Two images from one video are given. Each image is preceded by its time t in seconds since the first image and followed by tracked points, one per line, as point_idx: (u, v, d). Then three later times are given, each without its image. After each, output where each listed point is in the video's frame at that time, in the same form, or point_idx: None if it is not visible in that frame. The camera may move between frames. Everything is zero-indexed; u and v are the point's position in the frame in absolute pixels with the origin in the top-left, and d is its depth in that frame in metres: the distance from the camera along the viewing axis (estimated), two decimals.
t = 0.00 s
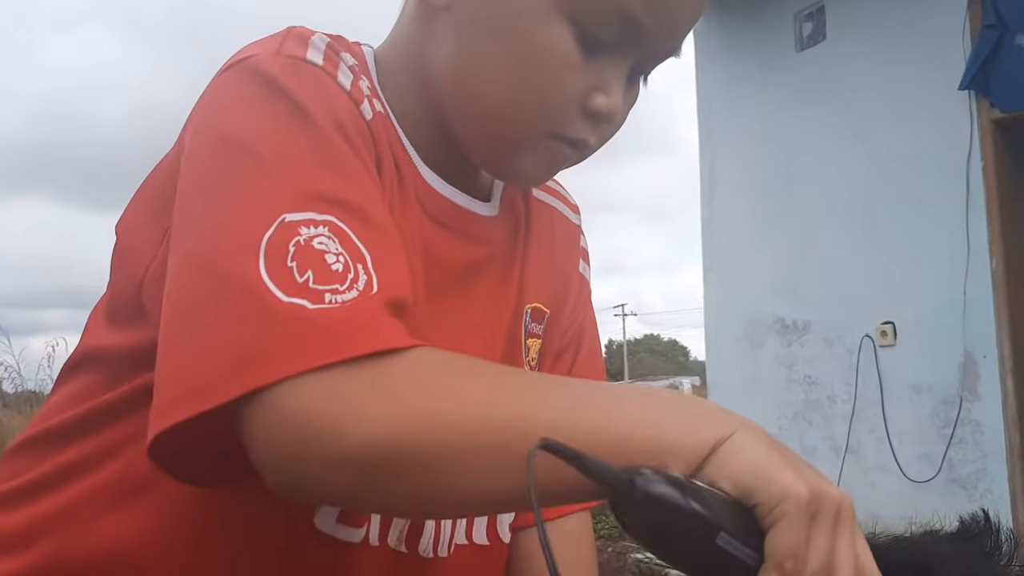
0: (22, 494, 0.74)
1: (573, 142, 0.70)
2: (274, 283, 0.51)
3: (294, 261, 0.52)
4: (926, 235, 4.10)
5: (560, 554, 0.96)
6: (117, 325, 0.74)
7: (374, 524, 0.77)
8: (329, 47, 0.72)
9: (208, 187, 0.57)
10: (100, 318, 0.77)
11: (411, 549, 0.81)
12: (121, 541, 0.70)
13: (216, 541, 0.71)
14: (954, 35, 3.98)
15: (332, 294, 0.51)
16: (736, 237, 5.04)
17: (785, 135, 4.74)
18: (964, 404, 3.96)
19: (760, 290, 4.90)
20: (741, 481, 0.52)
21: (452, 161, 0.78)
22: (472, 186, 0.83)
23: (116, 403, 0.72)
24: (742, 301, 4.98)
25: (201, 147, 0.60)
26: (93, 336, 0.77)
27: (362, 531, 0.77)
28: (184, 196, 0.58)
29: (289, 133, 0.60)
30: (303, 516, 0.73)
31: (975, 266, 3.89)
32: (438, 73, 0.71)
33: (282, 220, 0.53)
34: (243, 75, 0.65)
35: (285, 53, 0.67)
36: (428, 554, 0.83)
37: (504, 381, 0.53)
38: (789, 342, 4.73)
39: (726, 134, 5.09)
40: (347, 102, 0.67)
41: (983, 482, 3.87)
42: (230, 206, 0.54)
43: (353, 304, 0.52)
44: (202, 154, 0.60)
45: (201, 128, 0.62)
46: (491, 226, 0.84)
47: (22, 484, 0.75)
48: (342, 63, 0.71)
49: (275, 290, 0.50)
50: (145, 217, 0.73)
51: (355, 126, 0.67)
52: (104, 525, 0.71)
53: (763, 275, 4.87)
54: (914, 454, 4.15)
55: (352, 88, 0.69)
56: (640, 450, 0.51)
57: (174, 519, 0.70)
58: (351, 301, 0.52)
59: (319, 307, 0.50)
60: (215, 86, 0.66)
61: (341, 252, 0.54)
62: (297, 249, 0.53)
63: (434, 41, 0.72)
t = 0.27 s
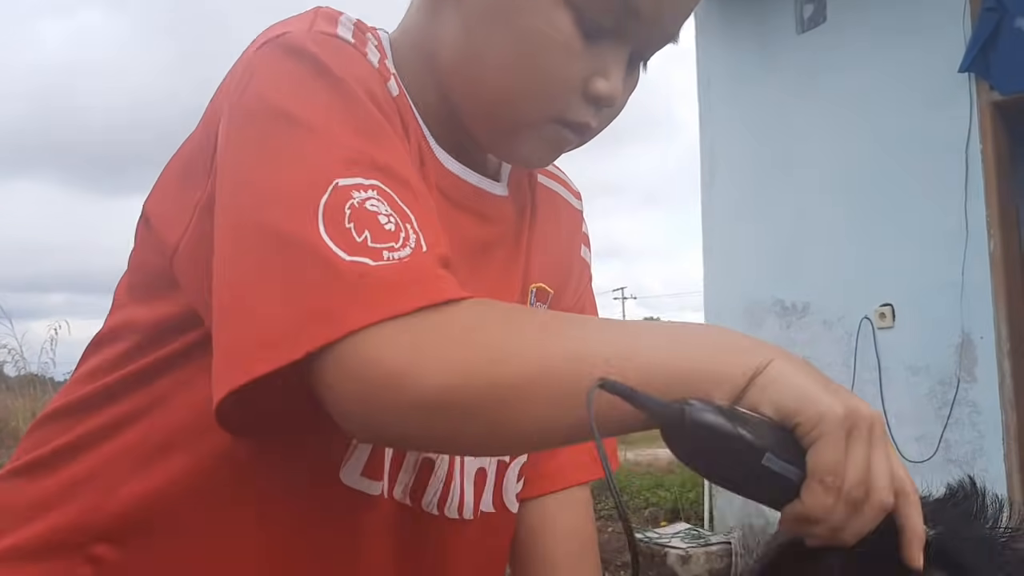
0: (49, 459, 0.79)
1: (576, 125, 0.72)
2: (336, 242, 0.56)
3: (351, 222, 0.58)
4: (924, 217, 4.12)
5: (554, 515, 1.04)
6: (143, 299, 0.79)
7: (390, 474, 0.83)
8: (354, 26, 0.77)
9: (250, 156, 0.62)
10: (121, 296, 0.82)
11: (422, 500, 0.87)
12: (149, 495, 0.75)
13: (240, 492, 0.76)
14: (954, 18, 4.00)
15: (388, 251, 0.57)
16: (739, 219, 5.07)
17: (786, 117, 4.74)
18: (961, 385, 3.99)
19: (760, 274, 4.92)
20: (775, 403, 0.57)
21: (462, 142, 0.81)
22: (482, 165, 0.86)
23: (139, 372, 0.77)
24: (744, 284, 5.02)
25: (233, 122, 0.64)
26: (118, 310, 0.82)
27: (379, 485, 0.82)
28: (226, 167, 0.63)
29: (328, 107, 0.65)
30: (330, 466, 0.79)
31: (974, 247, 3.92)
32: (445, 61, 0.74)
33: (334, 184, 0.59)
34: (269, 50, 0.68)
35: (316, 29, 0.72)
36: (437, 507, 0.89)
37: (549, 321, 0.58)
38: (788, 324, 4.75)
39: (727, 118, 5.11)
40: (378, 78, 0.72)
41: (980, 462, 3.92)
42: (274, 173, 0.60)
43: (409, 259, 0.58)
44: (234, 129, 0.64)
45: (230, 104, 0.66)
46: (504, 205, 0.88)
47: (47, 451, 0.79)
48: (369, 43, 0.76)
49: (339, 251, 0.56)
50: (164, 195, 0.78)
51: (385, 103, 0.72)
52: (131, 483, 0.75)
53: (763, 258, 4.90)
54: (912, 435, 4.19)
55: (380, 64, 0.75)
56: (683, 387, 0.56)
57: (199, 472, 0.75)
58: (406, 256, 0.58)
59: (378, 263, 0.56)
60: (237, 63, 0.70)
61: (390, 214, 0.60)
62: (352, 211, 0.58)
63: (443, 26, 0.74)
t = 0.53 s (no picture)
0: (68, 422, 0.81)
1: (586, 83, 0.74)
2: (287, 195, 0.56)
3: (303, 176, 0.57)
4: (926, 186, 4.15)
5: (553, 461, 1.09)
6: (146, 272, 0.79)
7: (397, 454, 0.85)
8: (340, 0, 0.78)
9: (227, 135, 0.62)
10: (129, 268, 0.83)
11: (431, 477, 0.89)
12: (164, 467, 0.76)
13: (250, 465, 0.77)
14: None
15: (340, 201, 0.56)
16: (740, 189, 5.01)
17: (789, 86, 4.73)
18: (960, 352, 4.04)
19: (760, 244, 4.91)
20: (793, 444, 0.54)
21: (463, 105, 0.84)
22: (483, 128, 0.89)
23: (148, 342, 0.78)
24: (741, 254, 5.00)
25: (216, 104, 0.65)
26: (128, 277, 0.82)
27: (382, 462, 0.84)
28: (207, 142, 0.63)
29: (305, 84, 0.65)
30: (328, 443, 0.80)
31: (976, 217, 3.95)
32: (455, 26, 0.76)
33: (290, 143, 0.59)
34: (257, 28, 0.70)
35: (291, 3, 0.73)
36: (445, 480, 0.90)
37: (555, 317, 0.55)
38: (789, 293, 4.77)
39: (725, 92, 5.05)
40: (347, 49, 0.73)
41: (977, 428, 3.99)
42: (246, 151, 0.60)
43: (364, 209, 0.56)
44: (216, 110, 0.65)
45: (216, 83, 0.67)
46: (497, 169, 0.89)
47: (67, 413, 0.82)
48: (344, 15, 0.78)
49: (290, 205, 0.55)
50: (158, 166, 0.77)
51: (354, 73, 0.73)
52: (149, 452, 0.77)
53: (764, 228, 4.88)
54: (911, 401, 4.24)
55: (353, 36, 0.76)
56: (694, 430, 0.54)
57: (212, 445, 0.76)
58: (361, 207, 0.56)
59: (328, 213, 0.55)
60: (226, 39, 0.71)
61: (348, 169, 0.59)
62: (306, 166, 0.58)
63: None
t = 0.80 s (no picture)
0: (56, 403, 0.82)
1: (575, 75, 0.77)
2: (347, 172, 0.59)
3: (361, 156, 0.61)
4: (924, 162, 4.17)
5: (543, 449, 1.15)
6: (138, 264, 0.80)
7: (388, 442, 0.84)
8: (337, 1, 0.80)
9: (239, 141, 0.65)
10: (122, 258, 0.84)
11: (421, 464, 0.89)
12: (153, 447, 0.78)
13: (238, 447, 0.78)
14: None
15: (404, 178, 0.60)
16: (742, 166, 5.05)
17: (792, 61, 4.74)
18: (956, 327, 4.06)
19: (761, 219, 4.93)
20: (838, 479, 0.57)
21: (450, 99, 0.87)
22: (469, 118, 0.93)
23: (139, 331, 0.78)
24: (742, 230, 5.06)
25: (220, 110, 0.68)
26: (119, 274, 0.83)
27: (371, 450, 0.84)
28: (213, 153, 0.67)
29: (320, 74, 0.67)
30: (315, 431, 0.80)
31: (973, 194, 3.96)
32: (437, 30, 0.78)
33: (340, 130, 0.62)
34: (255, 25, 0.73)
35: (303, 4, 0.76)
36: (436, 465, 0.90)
37: (538, 321, 0.54)
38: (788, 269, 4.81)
39: (729, 66, 5.10)
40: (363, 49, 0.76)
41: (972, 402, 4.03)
42: (261, 159, 0.63)
43: (428, 187, 0.60)
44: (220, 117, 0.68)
45: (219, 87, 0.70)
46: (486, 163, 0.94)
47: (56, 392, 0.83)
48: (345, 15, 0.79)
49: (351, 181, 0.58)
50: (157, 168, 0.79)
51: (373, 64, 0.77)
52: (136, 430, 0.78)
53: (765, 203, 4.91)
54: (907, 376, 4.29)
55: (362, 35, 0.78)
56: (694, 441, 0.55)
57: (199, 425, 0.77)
58: (425, 184, 0.60)
59: (392, 187, 0.58)
60: (228, 40, 0.73)
61: (399, 153, 0.64)
62: (362, 149, 0.61)
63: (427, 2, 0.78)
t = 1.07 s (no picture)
0: (71, 360, 0.87)
1: (558, 56, 0.82)
2: (364, 120, 0.64)
3: (371, 106, 0.66)
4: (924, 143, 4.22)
5: (528, 407, 1.20)
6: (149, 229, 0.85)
7: (387, 394, 0.91)
8: None
9: (251, 105, 0.70)
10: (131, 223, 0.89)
11: (417, 415, 0.95)
12: (163, 398, 0.83)
13: (243, 394, 0.83)
14: None
15: (412, 125, 0.65)
16: (737, 147, 4.98)
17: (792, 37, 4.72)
18: (952, 306, 4.13)
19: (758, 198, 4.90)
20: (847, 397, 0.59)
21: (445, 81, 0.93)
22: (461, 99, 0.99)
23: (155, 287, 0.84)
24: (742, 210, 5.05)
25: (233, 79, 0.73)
26: (128, 239, 0.88)
27: (370, 401, 0.90)
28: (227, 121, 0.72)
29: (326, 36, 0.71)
30: (318, 383, 0.86)
31: (970, 176, 4.03)
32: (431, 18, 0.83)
33: (350, 86, 0.67)
34: None
35: None
36: (430, 419, 0.98)
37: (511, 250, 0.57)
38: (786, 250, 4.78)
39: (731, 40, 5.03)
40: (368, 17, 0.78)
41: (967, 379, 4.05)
42: (272, 120, 0.68)
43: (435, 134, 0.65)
44: (233, 87, 0.73)
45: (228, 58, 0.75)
46: (474, 137, 1.01)
47: (70, 349, 0.88)
48: None
49: (362, 126, 0.63)
50: (169, 137, 0.83)
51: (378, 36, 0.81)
52: (147, 382, 0.83)
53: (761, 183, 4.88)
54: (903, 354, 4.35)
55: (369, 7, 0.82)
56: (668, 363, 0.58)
57: (216, 376, 0.82)
58: (430, 132, 0.66)
59: (403, 133, 0.64)
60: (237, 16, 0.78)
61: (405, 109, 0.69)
62: (371, 101, 0.66)
63: None
